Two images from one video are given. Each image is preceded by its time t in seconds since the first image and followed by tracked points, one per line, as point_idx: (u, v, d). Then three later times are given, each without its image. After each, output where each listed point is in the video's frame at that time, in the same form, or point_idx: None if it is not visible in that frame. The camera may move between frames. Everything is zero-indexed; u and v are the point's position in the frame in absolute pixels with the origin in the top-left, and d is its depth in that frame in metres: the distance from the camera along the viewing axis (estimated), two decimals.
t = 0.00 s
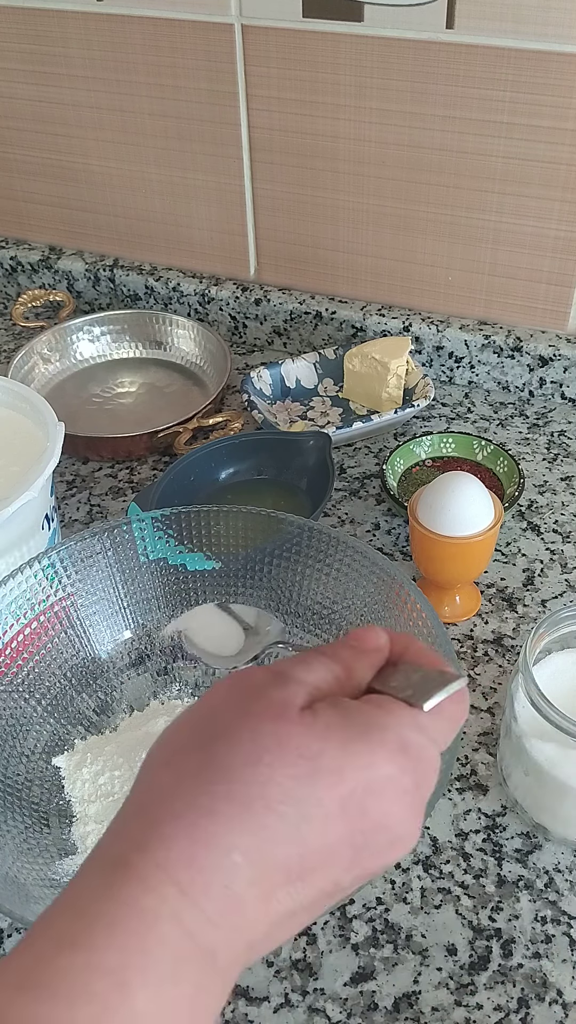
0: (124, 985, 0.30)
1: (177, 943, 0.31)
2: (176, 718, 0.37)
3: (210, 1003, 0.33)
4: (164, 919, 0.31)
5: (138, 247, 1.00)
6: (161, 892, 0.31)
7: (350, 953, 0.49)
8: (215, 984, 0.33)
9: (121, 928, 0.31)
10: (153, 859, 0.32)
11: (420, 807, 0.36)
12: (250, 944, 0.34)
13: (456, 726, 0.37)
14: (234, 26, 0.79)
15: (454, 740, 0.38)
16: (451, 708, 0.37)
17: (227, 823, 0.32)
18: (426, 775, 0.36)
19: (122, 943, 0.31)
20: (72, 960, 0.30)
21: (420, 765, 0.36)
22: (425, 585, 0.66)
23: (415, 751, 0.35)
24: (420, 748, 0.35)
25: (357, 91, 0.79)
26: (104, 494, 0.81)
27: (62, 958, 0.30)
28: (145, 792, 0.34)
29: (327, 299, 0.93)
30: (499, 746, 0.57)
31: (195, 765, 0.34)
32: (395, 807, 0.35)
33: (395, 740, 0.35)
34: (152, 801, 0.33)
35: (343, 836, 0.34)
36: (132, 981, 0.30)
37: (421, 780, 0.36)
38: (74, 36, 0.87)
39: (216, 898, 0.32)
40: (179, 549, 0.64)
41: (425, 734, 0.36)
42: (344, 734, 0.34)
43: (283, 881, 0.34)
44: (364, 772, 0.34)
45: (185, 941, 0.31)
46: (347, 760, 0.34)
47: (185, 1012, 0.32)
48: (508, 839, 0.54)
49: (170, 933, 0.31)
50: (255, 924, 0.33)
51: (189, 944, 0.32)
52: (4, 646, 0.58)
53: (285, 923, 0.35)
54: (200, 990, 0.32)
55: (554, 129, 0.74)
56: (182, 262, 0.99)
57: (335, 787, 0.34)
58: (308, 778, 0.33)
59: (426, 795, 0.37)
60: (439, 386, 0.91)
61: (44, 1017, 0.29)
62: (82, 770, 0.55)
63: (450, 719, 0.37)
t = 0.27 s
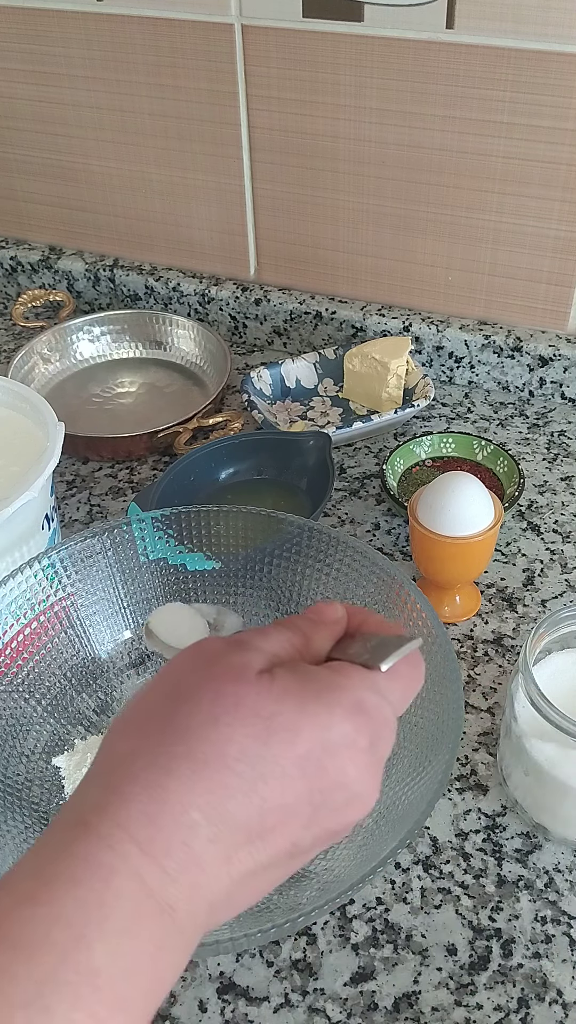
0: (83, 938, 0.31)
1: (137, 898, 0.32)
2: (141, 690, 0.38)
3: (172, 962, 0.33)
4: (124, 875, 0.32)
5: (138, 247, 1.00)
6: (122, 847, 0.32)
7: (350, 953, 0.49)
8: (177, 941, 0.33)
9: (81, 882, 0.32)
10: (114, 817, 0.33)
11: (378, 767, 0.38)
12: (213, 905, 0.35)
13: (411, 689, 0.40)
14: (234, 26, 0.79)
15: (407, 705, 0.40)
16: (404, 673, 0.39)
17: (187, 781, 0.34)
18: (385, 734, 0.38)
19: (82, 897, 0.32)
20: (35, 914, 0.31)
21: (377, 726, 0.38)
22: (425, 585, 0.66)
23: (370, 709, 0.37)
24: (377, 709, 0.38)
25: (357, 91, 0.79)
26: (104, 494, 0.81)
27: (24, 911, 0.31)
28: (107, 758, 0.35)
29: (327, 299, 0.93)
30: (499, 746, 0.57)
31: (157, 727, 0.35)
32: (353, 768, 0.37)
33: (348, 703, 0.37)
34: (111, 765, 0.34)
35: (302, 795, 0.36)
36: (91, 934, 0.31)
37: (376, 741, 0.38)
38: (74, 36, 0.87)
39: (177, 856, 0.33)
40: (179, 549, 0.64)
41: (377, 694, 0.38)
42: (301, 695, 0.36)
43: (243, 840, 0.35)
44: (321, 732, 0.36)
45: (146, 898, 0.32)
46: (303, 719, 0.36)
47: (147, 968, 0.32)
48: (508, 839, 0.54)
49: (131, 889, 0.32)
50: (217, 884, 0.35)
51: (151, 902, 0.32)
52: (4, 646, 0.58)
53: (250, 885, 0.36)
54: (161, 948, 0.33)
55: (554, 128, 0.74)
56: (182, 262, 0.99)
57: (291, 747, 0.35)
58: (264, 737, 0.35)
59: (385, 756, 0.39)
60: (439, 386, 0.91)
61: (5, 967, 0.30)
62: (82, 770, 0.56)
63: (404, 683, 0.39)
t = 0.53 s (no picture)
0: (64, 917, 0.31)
1: (122, 880, 0.32)
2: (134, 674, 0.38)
3: (156, 947, 0.33)
4: (109, 857, 0.32)
5: (138, 247, 1.00)
6: (108, 829, 0.32)
7: (350, 953, 0.49)
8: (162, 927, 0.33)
9: (65, 860, 0.32)
10: (100, 798, 0.33)
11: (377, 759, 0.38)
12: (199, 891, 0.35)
13: (416, 685, 0.40)
14: (234, 26, 0.79)
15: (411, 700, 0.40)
16: (410, 665, 0.40)
17: (176, 765, 0.33)
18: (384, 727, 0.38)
19: (65, 877, 0.31)
20: (20, 892, 0.31)
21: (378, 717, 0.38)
22: (425, 585, 0.66)
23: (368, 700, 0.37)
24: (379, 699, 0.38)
25: (357, 91, 0.79)
26: (104, 494, 0.81)
27: (8, 890, 0.31)
28: (99, 739, 0.35)
29: (327, 299, 0.93)
30: (498, 746, 0.57)
31: (148, 710, 0.35)
32: (348, 759, 0.37)
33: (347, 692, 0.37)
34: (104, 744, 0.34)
35: (295, 785, 0.36)
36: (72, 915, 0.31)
37: (375, 732, 0.38)
38: (74, 36, 0.87)
39: (164, 840, 0.33)
40: (179, 549, 0.64)
41: (379, 687, 0.38)
42: (297, 682, 0.36)
43: (233, 827, 0.35)
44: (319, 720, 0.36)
45: (130, 880, 0.32)
46: (297, 706, 0.36)
47: (131, 951, 0.32)
48: (508, 839, 0.54)
49: (115, 871, 0.32)
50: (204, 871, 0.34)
51: (137, 886, 0.32)
52: (4, 646, 0.58)
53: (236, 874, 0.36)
54: (145, 932, 0.33)
55: (554, 129, 0.74)
56: (182, 262, 0.99)
57: (284, 734, 0.35)
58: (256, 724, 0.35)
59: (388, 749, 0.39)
60: (439, 386, 0.91)
61: None
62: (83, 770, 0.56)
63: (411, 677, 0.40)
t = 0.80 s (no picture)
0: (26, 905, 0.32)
1: (84, 867, 0.33)
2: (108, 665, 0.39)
3: (125, 934, 0.34)
4: (69, 846, 0.33)
5: (138, 247, 1.00)
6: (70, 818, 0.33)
7: (350, 953, 0.49)
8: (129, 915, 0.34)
9: (26, 849, 0.32)
10: (62, 789, 0.33)
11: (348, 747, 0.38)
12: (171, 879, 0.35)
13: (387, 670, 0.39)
14: (234, 26, 0.79)
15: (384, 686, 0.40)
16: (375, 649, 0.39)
17: (136, 756, 0.34)
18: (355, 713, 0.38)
19: (27, 866, 0.32)
20: None
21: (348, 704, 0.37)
22: (425, 585, 0.66)
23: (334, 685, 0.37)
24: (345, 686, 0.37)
25: (357, 91, 0.79)
26: (104, 494, 0.81)
27: None
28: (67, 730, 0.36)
29: (327, 299, 0.93)
30: (498, 746, 0.57)
31: (113, 701, 0.36)
32: (313, 745, 0.36)
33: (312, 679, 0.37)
34: (69, 735, 0.35)
35: (262, 772, 0.36)
36: (35, 902, 0.32)
37: (343, 718, 0.37)
38: (74, 36, 0.87)
39: (126, 831, 0.33)
40: (180, 549, 0.64)
41: (345, 673, 0.38)
42: (258, 667, 0.36)
43: (200, 816, 0.35)
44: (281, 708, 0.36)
45: (93, 867, 0.33)
46: (257, 690, 0.36)
47: (95, 938, 0.33)
48: (508, 839, 0.54)
49: (76, 859, 0.33)
50: (173, 861, 0.35)
51: (99, 875, 0.33)
52: (4, 646, 0.58)
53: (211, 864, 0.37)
54: (111, 920, 0.33)
55: (554, 129, 0.74)
56: (182, 262, 0.99)
57: (245, 719, 0.35)
58: (216, 713, 0.35)
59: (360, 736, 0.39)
60: (439, 386, 0.91)
61: None
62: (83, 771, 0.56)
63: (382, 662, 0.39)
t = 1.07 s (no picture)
0: None
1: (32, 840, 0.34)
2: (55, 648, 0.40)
3: (83, 905, 0.35)
4: (17, 819, 0.34)
5: (138, 247, 1.00)
6: (15, 795, 0.34)
7: (350, 953, 0.49)
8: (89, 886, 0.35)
9: None
10: (9, 767, 0.34)
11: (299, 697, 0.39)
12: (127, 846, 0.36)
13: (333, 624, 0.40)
14: (234, 26, 0.79)
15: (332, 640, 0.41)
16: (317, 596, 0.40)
17: (74, 726, 0.34)
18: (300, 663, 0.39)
19: None
20: None
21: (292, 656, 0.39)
22: (425, 585, 0.66)
23: (274, 634, 0.38)
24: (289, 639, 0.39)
25: (357, 91, 0.79)
26: (104, 494, 0.81)
27: None
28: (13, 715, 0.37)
29: (327, 299, 0.93)
30: (498, 746, 0.57)
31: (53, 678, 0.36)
32: (259, 696, 0.37)
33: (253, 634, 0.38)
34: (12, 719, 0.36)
35: (208, 727, 0.36)
36: None
37: (286, 668, 0.38)
38: (74, 36, 0.87)
39: (70, 799, 0.34)
40: (180, 549, 0.64)
41: (287, 623, 0.39)
42: (191, 628, 0.37)
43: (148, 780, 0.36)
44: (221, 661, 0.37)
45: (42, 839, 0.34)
46: (188, 648, 0.36)
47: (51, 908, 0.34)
48: (508, 839, 0.54)
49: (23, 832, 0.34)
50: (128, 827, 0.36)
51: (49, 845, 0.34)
52: (3, 645, 0.58)
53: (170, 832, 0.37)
54: (67, 891, 0.34)
55: (554, 129, 0.74)
56: (181, 263, 0.99)
57: (178, 675, 0.36)
58: (149, 671, 0.36)
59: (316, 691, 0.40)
60: (439, 385, 0.91)
61: None
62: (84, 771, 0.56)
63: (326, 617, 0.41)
